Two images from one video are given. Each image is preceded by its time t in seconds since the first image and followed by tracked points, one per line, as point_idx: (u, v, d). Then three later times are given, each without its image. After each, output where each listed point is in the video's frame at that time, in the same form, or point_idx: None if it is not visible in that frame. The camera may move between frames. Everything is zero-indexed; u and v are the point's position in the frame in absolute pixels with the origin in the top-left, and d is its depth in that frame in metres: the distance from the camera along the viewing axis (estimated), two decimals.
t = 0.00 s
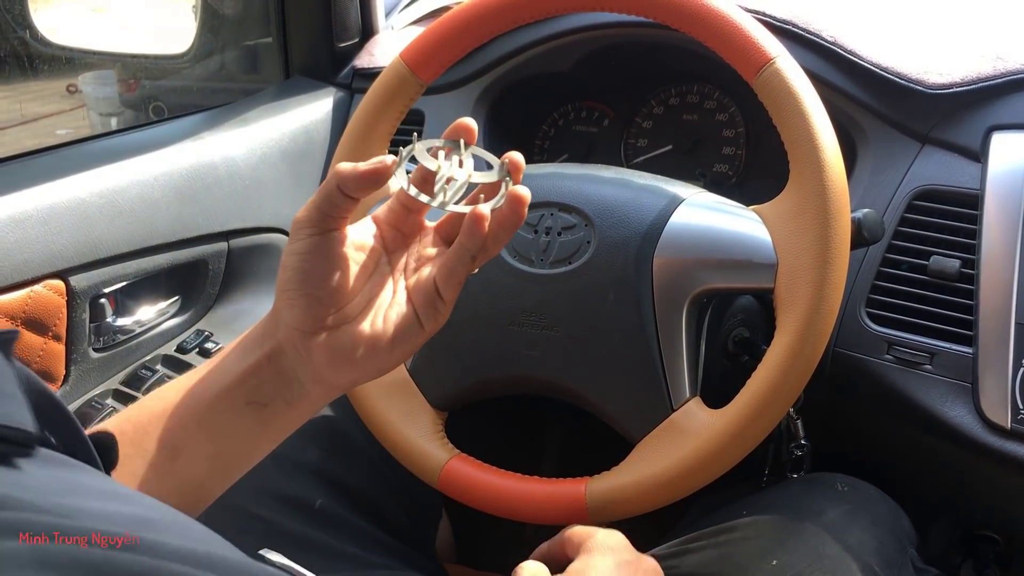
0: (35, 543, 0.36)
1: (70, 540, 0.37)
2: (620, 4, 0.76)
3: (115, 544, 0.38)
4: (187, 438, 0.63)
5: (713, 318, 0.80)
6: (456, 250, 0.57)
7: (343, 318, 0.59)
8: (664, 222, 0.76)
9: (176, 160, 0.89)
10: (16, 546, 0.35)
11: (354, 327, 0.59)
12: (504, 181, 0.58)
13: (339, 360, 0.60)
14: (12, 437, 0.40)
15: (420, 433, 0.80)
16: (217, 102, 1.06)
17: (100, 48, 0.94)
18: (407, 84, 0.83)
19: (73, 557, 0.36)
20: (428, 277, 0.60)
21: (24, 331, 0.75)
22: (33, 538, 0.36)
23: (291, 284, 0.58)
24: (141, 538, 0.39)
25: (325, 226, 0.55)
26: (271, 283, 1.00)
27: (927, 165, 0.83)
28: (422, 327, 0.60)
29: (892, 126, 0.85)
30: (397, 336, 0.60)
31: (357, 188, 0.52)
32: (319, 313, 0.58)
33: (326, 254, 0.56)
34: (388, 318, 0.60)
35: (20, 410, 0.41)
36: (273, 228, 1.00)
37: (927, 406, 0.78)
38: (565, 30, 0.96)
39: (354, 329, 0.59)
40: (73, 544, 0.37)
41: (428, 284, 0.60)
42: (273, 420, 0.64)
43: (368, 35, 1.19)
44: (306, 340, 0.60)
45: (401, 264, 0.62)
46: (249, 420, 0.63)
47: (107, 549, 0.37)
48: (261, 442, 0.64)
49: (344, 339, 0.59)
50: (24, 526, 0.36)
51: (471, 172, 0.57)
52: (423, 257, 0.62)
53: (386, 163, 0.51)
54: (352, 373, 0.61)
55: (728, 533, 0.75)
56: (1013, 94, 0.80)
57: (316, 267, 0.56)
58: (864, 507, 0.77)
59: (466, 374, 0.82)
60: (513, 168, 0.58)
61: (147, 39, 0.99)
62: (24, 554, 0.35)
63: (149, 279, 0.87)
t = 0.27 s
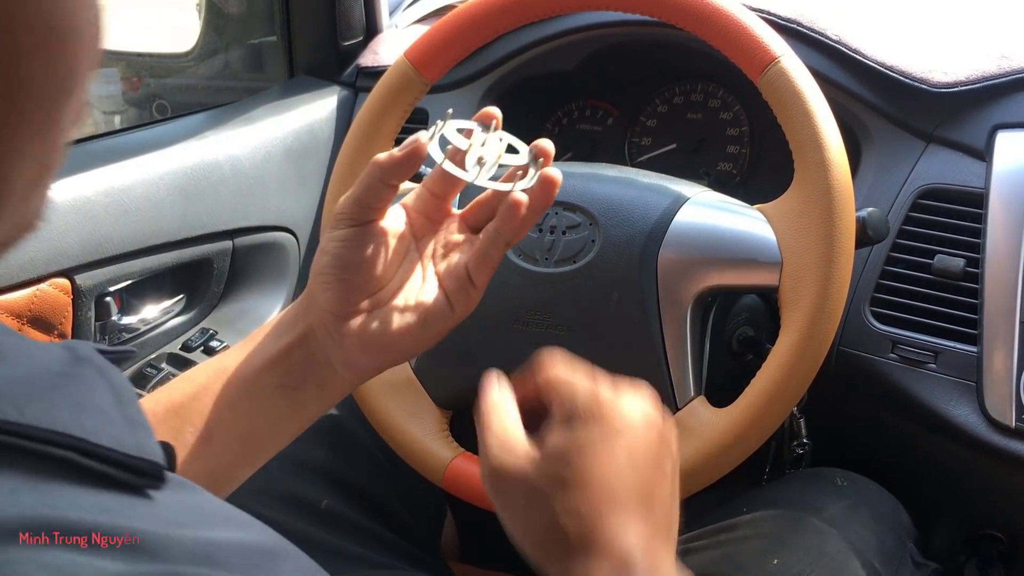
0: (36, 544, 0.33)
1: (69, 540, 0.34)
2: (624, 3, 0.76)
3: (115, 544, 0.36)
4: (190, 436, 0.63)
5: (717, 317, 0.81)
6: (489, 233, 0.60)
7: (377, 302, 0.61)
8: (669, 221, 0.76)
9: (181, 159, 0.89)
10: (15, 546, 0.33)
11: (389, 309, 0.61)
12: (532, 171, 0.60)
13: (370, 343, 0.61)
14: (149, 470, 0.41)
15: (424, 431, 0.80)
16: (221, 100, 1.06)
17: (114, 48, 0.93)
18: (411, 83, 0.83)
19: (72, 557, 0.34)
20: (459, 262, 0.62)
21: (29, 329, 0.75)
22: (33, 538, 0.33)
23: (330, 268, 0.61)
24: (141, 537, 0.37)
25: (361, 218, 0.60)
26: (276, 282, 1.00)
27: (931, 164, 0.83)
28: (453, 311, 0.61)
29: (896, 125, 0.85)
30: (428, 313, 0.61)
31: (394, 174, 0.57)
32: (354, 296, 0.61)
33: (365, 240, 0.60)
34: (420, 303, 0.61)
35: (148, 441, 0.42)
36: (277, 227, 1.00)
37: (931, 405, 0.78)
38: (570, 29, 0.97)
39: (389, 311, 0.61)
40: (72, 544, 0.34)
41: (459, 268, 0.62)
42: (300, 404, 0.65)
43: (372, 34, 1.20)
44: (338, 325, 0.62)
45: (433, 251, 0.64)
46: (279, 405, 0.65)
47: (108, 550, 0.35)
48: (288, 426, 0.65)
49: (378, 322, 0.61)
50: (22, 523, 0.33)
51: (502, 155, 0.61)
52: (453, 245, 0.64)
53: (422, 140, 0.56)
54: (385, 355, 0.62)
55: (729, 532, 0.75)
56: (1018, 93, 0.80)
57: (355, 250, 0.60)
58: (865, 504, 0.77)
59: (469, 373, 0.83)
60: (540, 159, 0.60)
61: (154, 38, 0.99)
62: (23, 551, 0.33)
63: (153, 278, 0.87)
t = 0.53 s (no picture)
0: (35, 543, 0.30)
1: (69, 541, 0.31)
2: (624, 8, 0.77)
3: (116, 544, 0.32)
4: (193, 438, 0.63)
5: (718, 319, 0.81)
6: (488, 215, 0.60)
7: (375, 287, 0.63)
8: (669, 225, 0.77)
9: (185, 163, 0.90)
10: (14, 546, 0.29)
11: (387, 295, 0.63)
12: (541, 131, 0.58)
13: (369, 330, 0.63)
14: (185, 513, 0.35)
15: (427, 433, 0.80)
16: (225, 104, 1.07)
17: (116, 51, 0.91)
18: (413, 87, 0.84)
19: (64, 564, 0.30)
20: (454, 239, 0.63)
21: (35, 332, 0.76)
22: (33, 539, 0.30)
23: (327, 255, 0.62)
24: (142, 539, 0.33)
25: (354, 208, 0.60)
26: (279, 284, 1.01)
27: (931, 168, 0.83)
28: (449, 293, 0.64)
29: (896, 128, 0.85)
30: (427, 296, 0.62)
31: (387, 162, 0.57)
32: (349, 283, 0.62)
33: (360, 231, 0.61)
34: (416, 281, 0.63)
35: (185, 481, 0.37)
36: (280, 230, 1.01)
37: (931, 406, 0.79)
38: (570, 33, 0.97)
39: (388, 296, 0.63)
40: (72, 544, 0.31)
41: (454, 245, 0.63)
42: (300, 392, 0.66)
43: (374, 39, 1.20)
44: (335, 311, 0.63)
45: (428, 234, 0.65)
46: (277, 390, 0.65)
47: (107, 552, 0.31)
48: (289, 414, 0.67)
49: (376, 308, 0.63)
50: (24, 524, 0.30)
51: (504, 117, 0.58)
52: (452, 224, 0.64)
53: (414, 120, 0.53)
54: (384, 338, 0.64)
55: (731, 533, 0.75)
56: (1017, 97, 0.81)
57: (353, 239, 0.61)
58: (865, 504, 0.78)
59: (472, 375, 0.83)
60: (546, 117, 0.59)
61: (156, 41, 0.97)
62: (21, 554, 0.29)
63: (158, 282, 0.88)
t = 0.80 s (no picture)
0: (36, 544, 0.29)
1: (69, 540, 0.30)
2: (627, 11, 0.77)
3: (115, 544, 0.31)
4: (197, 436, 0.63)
5: (720, 320, 0.82)
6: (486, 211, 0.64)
7: (370, 289, 0.64)
8: (673, 227, 0.77)
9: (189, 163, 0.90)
10: (12, 545, 0.29)
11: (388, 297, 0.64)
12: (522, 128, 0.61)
13: (359, 333, 0.64)
14: (208, 506, 0.36)
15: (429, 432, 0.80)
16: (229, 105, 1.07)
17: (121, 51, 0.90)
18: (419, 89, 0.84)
19: (59, 561, 0.30)
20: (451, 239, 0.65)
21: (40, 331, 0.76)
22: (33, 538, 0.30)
23: (321, 258, 0.63)
24: (144, 539, 0.32)
25: (349, 209, 0.61)
26: (283, 285, 1.01)
27: (933, 170, 0.84)
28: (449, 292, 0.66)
29: (899, 130, 0.86)
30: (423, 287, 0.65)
31: (381, 165, 0.59)
32: (343, 286, 0.63)
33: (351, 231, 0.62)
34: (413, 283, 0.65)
35: (212, 479, 0.37)
36: (284, 231, 1.01)
37: (932, 408, 0.79)
38: (573, 35, 0.97)
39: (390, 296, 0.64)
40: (71, 544, 0.30)
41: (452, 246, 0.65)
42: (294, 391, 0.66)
43: (377, 40, 1.19)
44: (326, 313, 0.64)
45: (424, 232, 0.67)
46: (268, 393, 0.66)
47: (106, 553, 0.31)
48: (283, 417, 0.67)
49: (370, 309, 0.63)
50: (26, 518, 0.30)
51: (491, 116, 0.62)
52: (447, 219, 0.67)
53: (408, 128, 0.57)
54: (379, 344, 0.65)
55: (733, 531, 0.75)
56: (1018, 100, 0.81)
57: (343, 240, 0.62)
58: (865, 504, 0.78)
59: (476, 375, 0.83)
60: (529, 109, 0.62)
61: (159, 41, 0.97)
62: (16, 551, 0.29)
63: (162, 282, 0.89)
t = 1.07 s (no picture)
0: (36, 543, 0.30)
1: (69, 540, 0.31)
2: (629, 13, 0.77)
3: (116, 544, 0.32)
4: (203, 437, 0.64)
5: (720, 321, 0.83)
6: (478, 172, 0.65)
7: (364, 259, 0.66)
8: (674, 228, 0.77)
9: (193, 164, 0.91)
10: (13, 545, 0.29)
11: (380, 263, 0.66)
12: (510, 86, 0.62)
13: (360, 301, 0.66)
14: (201, 505, 0.37)
15: (433, 433, 0.81)
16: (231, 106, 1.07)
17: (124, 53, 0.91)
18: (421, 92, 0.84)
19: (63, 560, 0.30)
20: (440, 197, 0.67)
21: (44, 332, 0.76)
22: (34, 538, 0.30)
23: (316, 234, 0.64)
24: (142, 538, 0.33)
25: (338, 182, 0.62)
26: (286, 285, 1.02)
27: (933, 172, 0.84)
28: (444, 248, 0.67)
29: (899, 132, 0.86)
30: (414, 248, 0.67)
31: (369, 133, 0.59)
32: (341, 261, 0.65)
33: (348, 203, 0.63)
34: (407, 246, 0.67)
35: (202, 476, 0.37)
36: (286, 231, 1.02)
37: (931, 408, 0.80)
38: (574, 37, 0.97)
39: (380, 261, 0.66)
40: (72, 544, 0.31)
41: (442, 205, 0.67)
42: (290, 375, 0.67)
43: (379, 41, 1.20)
44: (324, 290, 0.65)
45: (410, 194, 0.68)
46: (265, 376, 0.66)
47: (106, 554, 0.32)
48: (278, 401, 0.68)
49: (366, 280, 0.66)
50: (23, 519, 0.30)
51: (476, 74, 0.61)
52: (432, 178, 0.67)
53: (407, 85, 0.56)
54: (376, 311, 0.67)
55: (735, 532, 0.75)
56: (1017, 101, 0.82)
57: (340, 216, 0.63)
58: (866, 504, 0.78)
59: (478, 376, 0.83)
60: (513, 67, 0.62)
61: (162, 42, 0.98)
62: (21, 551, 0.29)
63: (165, 283, 0.89)
